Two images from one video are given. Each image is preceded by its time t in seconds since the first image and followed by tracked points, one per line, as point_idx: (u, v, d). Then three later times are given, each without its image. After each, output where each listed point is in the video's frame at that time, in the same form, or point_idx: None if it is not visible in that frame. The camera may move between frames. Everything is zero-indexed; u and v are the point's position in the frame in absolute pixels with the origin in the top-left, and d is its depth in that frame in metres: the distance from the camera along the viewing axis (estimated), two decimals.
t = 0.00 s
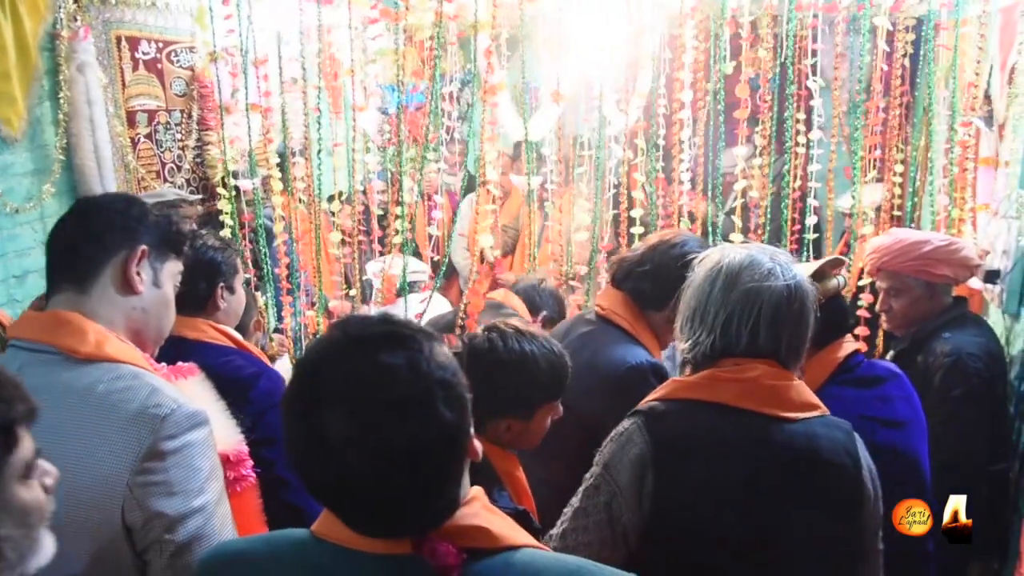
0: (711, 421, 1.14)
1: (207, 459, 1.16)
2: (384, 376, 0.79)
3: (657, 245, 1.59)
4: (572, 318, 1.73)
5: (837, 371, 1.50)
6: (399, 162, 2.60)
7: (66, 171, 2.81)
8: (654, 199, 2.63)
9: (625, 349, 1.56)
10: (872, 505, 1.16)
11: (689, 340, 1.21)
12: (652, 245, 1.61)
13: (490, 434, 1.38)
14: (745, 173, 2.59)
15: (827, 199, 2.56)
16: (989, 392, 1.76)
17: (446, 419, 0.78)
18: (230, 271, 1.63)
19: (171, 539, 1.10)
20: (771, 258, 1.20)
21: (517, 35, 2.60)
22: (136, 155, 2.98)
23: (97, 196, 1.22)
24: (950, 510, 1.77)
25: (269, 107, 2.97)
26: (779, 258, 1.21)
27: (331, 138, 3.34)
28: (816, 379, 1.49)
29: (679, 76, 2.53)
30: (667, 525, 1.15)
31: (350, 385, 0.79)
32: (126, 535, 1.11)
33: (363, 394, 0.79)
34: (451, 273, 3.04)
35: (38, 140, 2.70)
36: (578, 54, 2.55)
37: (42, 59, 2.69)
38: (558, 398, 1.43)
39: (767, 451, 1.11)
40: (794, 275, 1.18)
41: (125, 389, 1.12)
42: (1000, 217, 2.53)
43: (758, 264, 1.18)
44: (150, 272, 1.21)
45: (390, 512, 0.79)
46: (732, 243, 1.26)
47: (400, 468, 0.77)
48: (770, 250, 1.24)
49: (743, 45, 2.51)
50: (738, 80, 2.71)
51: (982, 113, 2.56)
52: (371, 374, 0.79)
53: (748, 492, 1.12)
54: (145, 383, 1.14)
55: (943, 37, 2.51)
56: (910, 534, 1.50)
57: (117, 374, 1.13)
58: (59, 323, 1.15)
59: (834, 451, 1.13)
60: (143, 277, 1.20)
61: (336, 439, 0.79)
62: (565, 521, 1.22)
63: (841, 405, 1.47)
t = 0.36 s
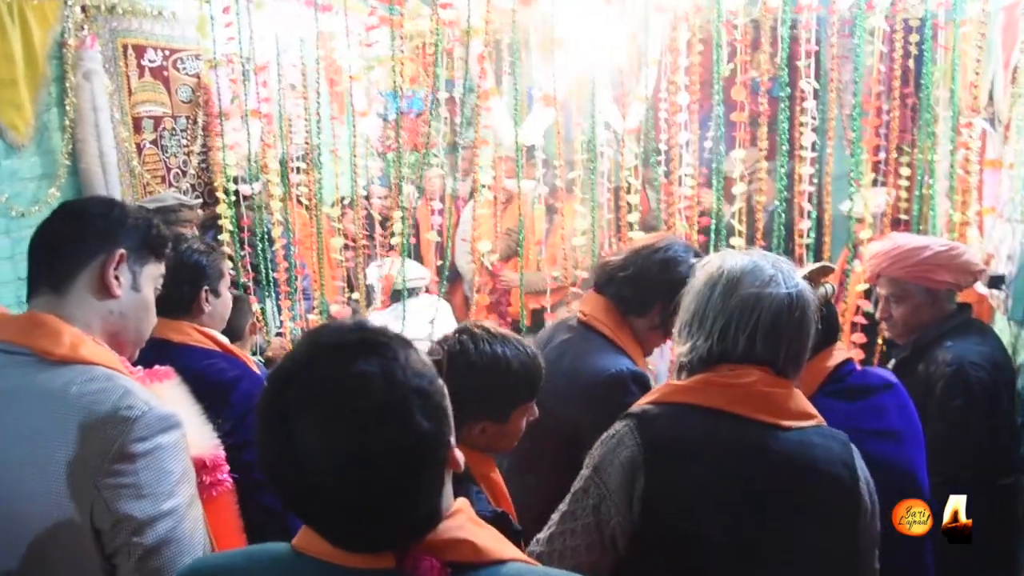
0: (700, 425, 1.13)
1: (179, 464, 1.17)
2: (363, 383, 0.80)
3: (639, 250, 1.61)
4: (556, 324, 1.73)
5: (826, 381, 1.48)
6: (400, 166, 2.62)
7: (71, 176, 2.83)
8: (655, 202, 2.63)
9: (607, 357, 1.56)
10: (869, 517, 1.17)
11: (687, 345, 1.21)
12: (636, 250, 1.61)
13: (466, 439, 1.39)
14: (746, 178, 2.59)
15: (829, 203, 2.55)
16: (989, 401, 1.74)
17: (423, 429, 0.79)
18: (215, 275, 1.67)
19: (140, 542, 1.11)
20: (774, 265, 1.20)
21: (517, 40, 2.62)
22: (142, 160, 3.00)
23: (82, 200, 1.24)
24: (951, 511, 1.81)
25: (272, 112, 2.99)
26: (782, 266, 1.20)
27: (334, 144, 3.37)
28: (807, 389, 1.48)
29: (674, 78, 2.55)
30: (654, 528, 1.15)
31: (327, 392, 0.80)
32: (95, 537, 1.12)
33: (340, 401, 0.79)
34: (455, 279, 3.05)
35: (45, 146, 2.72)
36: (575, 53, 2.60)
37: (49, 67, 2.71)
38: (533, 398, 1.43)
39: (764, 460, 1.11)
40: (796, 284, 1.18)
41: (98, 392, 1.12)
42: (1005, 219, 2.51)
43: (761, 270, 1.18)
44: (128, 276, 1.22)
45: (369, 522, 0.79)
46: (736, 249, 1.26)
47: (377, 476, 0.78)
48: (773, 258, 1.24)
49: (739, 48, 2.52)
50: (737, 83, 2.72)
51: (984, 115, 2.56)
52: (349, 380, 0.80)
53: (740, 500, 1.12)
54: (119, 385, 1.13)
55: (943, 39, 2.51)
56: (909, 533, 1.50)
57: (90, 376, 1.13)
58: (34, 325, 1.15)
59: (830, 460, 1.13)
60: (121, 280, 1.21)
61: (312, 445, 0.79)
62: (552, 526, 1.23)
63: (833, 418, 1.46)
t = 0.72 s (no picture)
0: (688, 437, 1.12)
1: (164, 472, 1.16)
2: (361, 396, 0.80)
3: (628, 255, 1.59)
4: (548, 332, 1.74)
5: (830, 393, 1.47)
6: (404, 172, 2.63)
7: (81, 182, 2.86)
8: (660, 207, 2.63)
9: (592, 366, 1.55)
10: (866, 532, 1.15)
11: (681, 355, 1.20)
12: (627, 255, 1.60)
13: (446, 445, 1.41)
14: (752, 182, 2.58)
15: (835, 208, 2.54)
16: (997, 411, 1.72)
17: (422, 439, 0.80)
18: (208, 280, 1.68)
19: (122, 552, 1.10)
20: (769, 275, 1.19)
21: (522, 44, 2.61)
22: (151, 166, 3.01)
23: (74, 203, 1.25)
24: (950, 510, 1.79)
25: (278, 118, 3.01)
26: (778, 276, 1.19)
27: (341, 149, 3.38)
28: (813, 400, 1.47)
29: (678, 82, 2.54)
30: (642, 542, 1.14)
31: (324, 405, 0.80)
32: (78, 546, 1.11)
33: (337, 414, 0.79)
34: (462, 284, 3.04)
35: (55, 152, 2.78)
36: (579, 56, 2.61)
37: (59, 74, 2.75)
38: (509, 400, 1.44)
39: (756, 473, 1.10)
40: (791, 294, 1.17)
41: (85, 399, 1.13)
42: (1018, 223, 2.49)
43: (756, 280, 1.17)
44: (118, 283, 1.23)
45: (371, 537, 0.79)
46: (732, 257, 1.24)
47: (378, 488, 0.78)
48: (769, 267, 1.22)
49: (742, 51, 2.51)
50: (742, 87, 2.70)
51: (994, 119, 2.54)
52: (343, 393, 0.80)
53: (731, 513, 1.11)
54: (105, 394, 1.14)
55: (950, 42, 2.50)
56: (909, 534, 1.48)
57: (77, 385, 1.14)
58: (25, 332, 1.17)
59: (823, 473, 1.12)
60: (110, 288, 1.22)
61: (309, 461, 0.79)
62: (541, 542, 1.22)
63: (836, 432, 1.46)
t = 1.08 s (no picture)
0: (668, 446, 1.11)
1: (163, 479, 1.16)
2: (379, 393, 0.80)
3: (621, 258, 1.59)
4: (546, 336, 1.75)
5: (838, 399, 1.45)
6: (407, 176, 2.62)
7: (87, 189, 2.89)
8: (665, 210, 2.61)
9: (580, 370, 1.55)
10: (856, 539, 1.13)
11: (665, 364, 1.19)
12: (621, 257, 1.60)
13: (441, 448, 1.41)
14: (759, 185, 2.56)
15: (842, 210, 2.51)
16: (1004, 416, 1.70)
17: (436, 428, 0.80)
18: (207, 287, 1.69)
19: (121, 559, 1.10)
20: (753, 279, 1.18)
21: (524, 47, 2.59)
22: (157, 172, 3.02)
23: (73, 203, 1.23)
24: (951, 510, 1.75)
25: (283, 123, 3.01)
26: (762, 279, 1.18)
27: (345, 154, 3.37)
28: (821, 405, 1.46)
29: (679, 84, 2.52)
30: (618, 550, 1.11)
31: (341, 400, 0.80)
32: (77, 552, 1.11)
33: (352, 409, 0.80)
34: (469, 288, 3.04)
35: (61, 159, 2.79)
36: (583, 59, 2.59)
37: (64, 81, 2.76)
38: (504, 404, 1.43)
39: (737, 481, 1.08)
40: (775, 296, 1.15)
41: (85, 407, 1.13)
42: None
43: (738, 284, 1.16)
44: (120, 293, 1.22)
45: (378, 536, 0.79)
46: (717, 263, 1.24)
47: (389, 484, 0.78)
48: (754, 271, 1.21)
49: (746, 53, 2.49)
50: (747, 89, 2.68)
51: (1003, 120, 2.51)
52: (359, 387, 0.81)
53: (713, 523, 1.09)
54: (105, 402, 1.14)
55: (956, 41, 2.47)
56: (909, 534, 1.46)
57: (76, 393, 1.14)
58: (29, 340, 1.17)
59: (807, 481, 1.09)
60: (111, 299, 1.21)
61: (321, 456, 0.79)
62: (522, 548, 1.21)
63: (845, 439, 1.45)
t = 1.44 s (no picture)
0: (633, 451, 1.06)
1: (166, 479, 1.16)
2: (314, 384, 0.83)
3: (611, 259, 1.60)
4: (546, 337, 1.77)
5: (846, 398, 1.45)
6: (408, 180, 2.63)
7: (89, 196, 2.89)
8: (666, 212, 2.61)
9: (574, 371, 1.57)
10: (834, 542, 1.08)
11: (639, 366, 1.16)
12: (613, 256, 1.61)
13: (446, 452, 1.39)
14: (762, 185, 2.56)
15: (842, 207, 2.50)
16: (1008, 415, 1.69)
17: (366, 416, 0.83)
18: (206, 294, 1.71)
19: (126, 558, 1.10)
20: (727, 277, 1.14)
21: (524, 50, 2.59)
22: (159, 178, 3.01)
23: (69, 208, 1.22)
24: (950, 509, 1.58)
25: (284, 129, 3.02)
26: (736, 276, 1.15)
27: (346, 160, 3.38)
28: (827, 407, 1.45)
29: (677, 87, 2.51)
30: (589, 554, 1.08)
31: (273, 388, 0.83)
32: (82, 553, 1.12)
33: (284, 398, 0.82)
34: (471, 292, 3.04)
35: (62, 166, 2.79)
36: (580, 63, 2.58)
37: (65, 89, 2.77)
38: (508, 407, 1.44)
39: (709, 488, 1.04)
40: (748, 294, 1.12)
41: (86, 410, 1.13)
42: None
43: (710, 282, 1.13)
44: (119, 300, 1.22)
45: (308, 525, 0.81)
46: (693, 260, 1.20)
47: (314, 473, 0.80)
48: (730, 267, 1.18)
49: (744, 54, 2.49)
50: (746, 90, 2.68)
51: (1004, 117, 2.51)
52: (294, 377, 0.83)
53: (684, 531, 1.04)
54: (105, 405, 1.15)
55: (956, 40, 2.47)
56: (909, 535, 1.42)
57: (79, 397, 1.14)
58: (29, 345, 1.18)
59: (781, 488, 1.04)
60: (110, 307, 1.22)
61: (255, 441, 0.81)
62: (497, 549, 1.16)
63: (858, 440, 1.43)
